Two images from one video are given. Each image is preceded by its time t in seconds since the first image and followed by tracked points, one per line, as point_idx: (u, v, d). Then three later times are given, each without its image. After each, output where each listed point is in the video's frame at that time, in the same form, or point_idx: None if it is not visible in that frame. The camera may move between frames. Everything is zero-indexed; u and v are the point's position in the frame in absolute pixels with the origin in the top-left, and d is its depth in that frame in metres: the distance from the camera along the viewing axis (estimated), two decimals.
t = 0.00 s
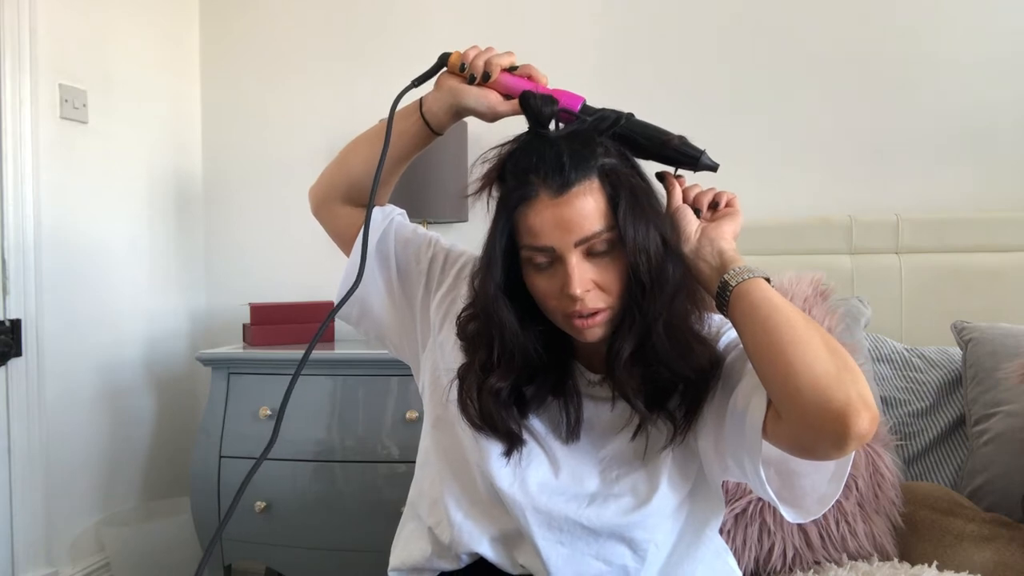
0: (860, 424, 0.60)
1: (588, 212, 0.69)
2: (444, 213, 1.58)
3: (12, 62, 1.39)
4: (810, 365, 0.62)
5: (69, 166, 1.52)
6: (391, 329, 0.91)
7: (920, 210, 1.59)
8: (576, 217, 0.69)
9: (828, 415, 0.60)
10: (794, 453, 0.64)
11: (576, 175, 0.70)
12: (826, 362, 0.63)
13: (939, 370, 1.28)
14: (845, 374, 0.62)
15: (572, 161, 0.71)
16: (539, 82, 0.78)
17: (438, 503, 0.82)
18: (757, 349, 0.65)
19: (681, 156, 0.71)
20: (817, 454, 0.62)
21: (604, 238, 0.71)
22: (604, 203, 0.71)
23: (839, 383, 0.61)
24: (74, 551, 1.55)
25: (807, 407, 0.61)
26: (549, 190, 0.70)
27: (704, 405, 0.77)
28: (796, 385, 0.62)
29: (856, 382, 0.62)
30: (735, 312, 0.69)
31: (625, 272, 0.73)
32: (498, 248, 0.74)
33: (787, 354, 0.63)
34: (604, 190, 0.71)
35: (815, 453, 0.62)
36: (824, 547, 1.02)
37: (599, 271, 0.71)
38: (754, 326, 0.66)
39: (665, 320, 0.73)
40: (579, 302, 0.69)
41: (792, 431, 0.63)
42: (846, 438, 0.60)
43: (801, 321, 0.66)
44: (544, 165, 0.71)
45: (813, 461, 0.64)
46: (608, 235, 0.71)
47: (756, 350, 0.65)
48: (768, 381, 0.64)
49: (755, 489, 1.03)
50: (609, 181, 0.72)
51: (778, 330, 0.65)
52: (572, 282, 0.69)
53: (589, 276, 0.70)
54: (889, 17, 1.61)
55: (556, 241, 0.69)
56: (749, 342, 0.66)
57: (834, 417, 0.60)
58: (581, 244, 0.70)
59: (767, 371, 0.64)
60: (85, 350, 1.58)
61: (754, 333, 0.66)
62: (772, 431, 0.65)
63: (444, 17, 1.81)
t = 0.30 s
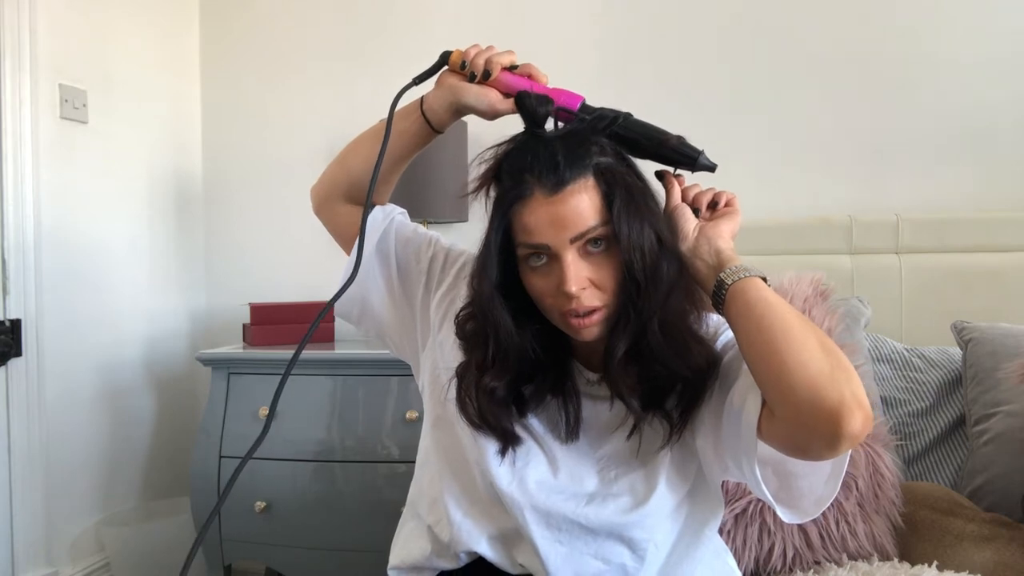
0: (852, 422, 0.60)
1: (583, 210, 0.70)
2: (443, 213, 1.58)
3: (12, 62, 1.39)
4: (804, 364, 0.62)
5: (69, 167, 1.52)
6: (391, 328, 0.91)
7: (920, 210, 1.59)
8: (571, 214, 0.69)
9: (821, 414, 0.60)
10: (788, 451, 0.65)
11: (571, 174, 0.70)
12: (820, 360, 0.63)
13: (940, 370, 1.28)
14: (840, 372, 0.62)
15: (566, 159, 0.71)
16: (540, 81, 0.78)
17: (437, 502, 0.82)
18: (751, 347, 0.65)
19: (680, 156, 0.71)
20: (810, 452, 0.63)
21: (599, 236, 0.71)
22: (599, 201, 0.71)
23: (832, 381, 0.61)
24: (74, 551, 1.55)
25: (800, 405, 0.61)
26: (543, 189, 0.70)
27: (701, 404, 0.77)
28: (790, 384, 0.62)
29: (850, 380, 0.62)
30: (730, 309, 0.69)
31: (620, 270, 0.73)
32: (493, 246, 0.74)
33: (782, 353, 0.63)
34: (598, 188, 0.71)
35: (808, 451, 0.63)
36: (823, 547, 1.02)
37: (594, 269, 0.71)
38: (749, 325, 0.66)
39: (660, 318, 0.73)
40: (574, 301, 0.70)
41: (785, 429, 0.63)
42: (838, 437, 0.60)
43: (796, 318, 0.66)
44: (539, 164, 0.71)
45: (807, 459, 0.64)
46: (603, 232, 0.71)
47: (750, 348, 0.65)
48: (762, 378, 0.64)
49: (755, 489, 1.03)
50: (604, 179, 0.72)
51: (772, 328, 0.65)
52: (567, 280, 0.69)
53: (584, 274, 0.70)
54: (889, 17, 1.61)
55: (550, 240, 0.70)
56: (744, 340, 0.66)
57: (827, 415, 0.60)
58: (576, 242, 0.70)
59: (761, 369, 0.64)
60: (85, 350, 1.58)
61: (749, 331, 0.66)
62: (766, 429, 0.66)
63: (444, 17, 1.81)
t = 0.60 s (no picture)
0: (856, 415, 0.60)
1: (584, 210, 0.70)
2: (443, 214, 1.58)
3: (12, 62, 1.39)
4: (807, 358, 0.62)
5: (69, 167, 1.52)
6: (391, 329, 0.91)
7: (920, 210, 1.59)
8: (571, 214, 0.69)
9: (824, 408, 0.60)
10: (791, 446, 0.65)
11: (571, 175, 0.70)
12: (822, 353, 0.62)
13: (939, 370, 1.28)
14: (842, 366, 0.62)
15: (566, 160, 0.71)
16: (538, 79, 0.77)
17: (437, 502, 0.82)
18: (754, 342, 0.65)
19: (681, 153, 0.71)
20: (814, 446, 0.63)
21: (599, 236, 0.71)
22: (600, 201, 0.71)
23: (835, 375, 0.61)
24: (74, 552, 1.55)
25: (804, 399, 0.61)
26: (543, 190, 0.70)
27: (702, 403, 0.77)
28: (793, 379, 0.62)
29: (852, 373, 0.62)
30: (732, 305, 0.69)
31: (622, 270, 0.73)
32: (493, 247, 0.74)
33: (785, 347, 0.63)
34: (598, 189, 0.72)
35: (811, 445, 0.63)
36: (824, 547, 1.02)
37: (596, 269, 0.71)
38: (751, 320, 0.66)
39: (662, 317, 0.74)
40: (577, 300, 0.70)
41: (788, 425, 0.63)
42: (842, 429, 0.60)
43: (798, 313, 0.65)
44: (538, 165, 0.71)
45: (810, 454, 0.64)
46: (604, 232, 0.71)
47: (753, 344, 0.65)
48: (765, 374, 0.64)
49: (754, 489, 1.03)
50: (604, 180, 0.72)
51: (775, 323, 0.64)
52: (569, 280, 0.69)
53: (585, 275, 0.70)
54: (889, 18, 1.61)
55: (551, 241, 0.70)
56: (747, 336, 0.66)
57: (831, 409, 0.60)
58: (577, 242, 0.70)
59: (764, 366, 0.64)
60: (85, 350, 1.58)
61: (751, 326, 0.66)
62: (769, 425, 0.65)
63: (444, 18, 1.81)
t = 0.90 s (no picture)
0: (859, 414, 0.60)
1: (585, 209, 0.70)
2: (443, 214, 1.58)
3: (12, 61, 1.39)
4: (811, 357, 0.62)
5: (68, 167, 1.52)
6: (391, 328, 0.91)
7: (920, 210, 1.59)
8: (573, 214, 0.69)
9: (827, 408, 0.60)
10: (793, 446, 0.65)
11: (572, 174, 0.70)
12: (826, 353, 0.62)
13: (940, 370, 1.28)
14: (846, 364, 0.62)
15: (567, 159, 0.71)
16: (541, 74, 0.77)
17: (437, 502, 0.82)
18: (757, 340, 0.65)
19: (685, 151, 0.71)
20: (816, 446, 0.63)
21: (601, 235, 0.71)
22: (602, 200, 0.71)
23: (839, 374, 0.61)
24: (74, 552, 1.55)
25: (806, 399, 0.61)
26: (544, 189, 0.70)
27: (704, 403, 0.77)
28: (797, 379, 0.62)
29: (856, 372, 0.62)
30: (735, 304, 0.68)
31: (623, 270, 0.73)
32: (493, 245, 0.74)
33: (788, 346, 0.63)
34: (600, 188, 0.72)
35: (814, 445, 0.63)
36: (824, 547, 1.02)
37: (597, 268, 0.71)
38: (754, 317, 0.66)
39: (663, 316, 0.74)
40: (578, 300, 0.70)
41: (791, 425, 0.63)
42: (845, 429, 0.61)
43: (802, 311, 0.65)
44: (540, 164, 0.71)
45: (812, 453, 0.64)
46: (605, 231, 0.71)
47: (756, 342, 0.65)
48: (768, 373, 0.64)
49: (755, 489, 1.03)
50: (605, 178, 0.72)
51: (778, 321, 0.64)
52: (570, 280, 0.69)
53: (587, 274, 0.70)
54: (889, 17, 1.61)
55: (552, 240, 0.70)
56: (750, 335, 0.66)
57: (834, 408, 0.60)
58: (578, 242, 0.70)
59: (767, 366, 0.64)
60: (85, 350, 1.58)
61: (754, 324, 0.66)
62: (771, 424, 0.66)
63: (445, 18, 1.81)
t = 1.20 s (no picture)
0: (855, 437, 0.61)
1: (586, 210, 0.70)
2: (443, 213, 1.58)
3: (12, 60, 1.38)
4: (808, 376, 0.62)
5: (68, 167, 1.52)
6: (385, 328, 0.92)
7: (920, 210, 1.59)
8: (574, 215, 0.69)
9: (824, 428, 0.61)
10: (787, 462, 0.65)
11: (572, 174, 0.70)
12: (825, 372, 0.62)
13: (940, 370, 1.28)
14: (844, 384, 0.62)
15: (567, 159, 0.71)
16: (539, 73, 0.78)
17: (430, 506, 0.82)
18: (755, 352, 0.65)
19: (688, 159, 0.71)
20: (810, 464, 0.63)
21: (601, 237, 0.71)
22: (602, 201, 0.71)
23: (837, 395, 0.61)
24: (74, 552, 1.55)
25: (803, 417, 0.61)
26: (543, 189, 0.70)
27: (701, 411, 0.77)
28: (794, 396, 0.62)
29: (854, 393, 0.62)
30: (733, 313, 0.68)
31: (624, 272, 0.73)
32: (491, 246, 0.74)
33: (785, 362, 0.63)
34: (601, 188, 0.72)
35: (808, 464, 0.63)
36: (824, 547, 1.02)
37: (597, 270, 0.71)
38: (752, 331, 0.65)
39: (665, 322, 0.74)
40: (577, 304, 0.70)
41: (786, 441, 0.63)
42: (840, 451, 0.61)
43: (802, 327, 0.65)
44: (538, 163, 0.71)
45: (806, 471, 0.65)
46: (605, 232, 0.71)
47: (752, 355, 0.65)
48: (765, 387, 0.64)
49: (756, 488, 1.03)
50: (606, 178, 0.72)
51: (777, 336, 0.64)
52: (569, 284, 0.69)
53: (586, 276, 0.70)
54: (889, 17, 1.61)
55: (551, 242, 0.70)
56: (748, 348, 0.66)
57: (830, 429, 0.60)
58: (577, 243, 0.70)
59: (764, 380, 0.64)
60: (85, 350, 1.57)
61: (752, 337, 0.65)
62: (767, 439, 0.66)
63: (445, 17, 1.81)
